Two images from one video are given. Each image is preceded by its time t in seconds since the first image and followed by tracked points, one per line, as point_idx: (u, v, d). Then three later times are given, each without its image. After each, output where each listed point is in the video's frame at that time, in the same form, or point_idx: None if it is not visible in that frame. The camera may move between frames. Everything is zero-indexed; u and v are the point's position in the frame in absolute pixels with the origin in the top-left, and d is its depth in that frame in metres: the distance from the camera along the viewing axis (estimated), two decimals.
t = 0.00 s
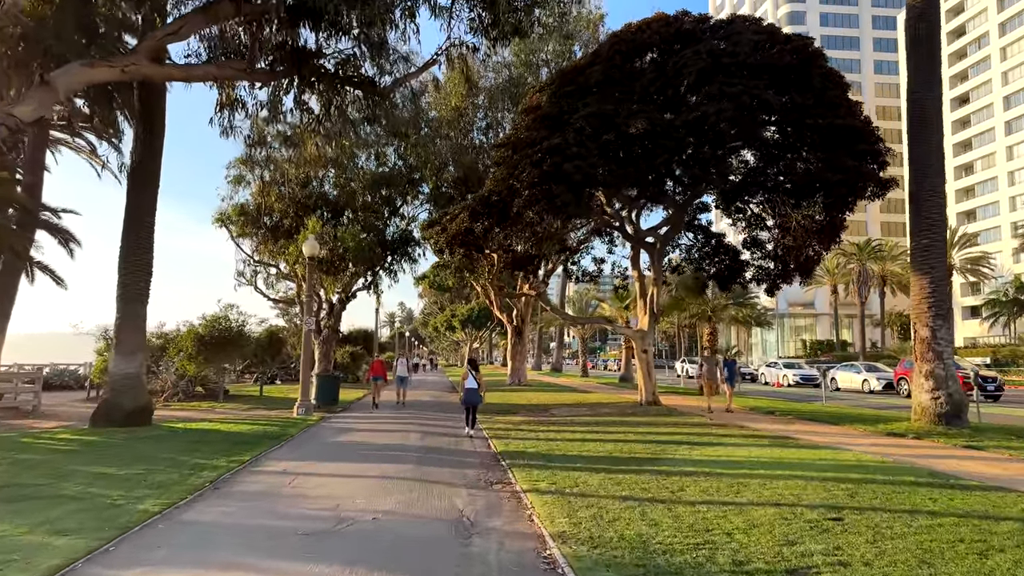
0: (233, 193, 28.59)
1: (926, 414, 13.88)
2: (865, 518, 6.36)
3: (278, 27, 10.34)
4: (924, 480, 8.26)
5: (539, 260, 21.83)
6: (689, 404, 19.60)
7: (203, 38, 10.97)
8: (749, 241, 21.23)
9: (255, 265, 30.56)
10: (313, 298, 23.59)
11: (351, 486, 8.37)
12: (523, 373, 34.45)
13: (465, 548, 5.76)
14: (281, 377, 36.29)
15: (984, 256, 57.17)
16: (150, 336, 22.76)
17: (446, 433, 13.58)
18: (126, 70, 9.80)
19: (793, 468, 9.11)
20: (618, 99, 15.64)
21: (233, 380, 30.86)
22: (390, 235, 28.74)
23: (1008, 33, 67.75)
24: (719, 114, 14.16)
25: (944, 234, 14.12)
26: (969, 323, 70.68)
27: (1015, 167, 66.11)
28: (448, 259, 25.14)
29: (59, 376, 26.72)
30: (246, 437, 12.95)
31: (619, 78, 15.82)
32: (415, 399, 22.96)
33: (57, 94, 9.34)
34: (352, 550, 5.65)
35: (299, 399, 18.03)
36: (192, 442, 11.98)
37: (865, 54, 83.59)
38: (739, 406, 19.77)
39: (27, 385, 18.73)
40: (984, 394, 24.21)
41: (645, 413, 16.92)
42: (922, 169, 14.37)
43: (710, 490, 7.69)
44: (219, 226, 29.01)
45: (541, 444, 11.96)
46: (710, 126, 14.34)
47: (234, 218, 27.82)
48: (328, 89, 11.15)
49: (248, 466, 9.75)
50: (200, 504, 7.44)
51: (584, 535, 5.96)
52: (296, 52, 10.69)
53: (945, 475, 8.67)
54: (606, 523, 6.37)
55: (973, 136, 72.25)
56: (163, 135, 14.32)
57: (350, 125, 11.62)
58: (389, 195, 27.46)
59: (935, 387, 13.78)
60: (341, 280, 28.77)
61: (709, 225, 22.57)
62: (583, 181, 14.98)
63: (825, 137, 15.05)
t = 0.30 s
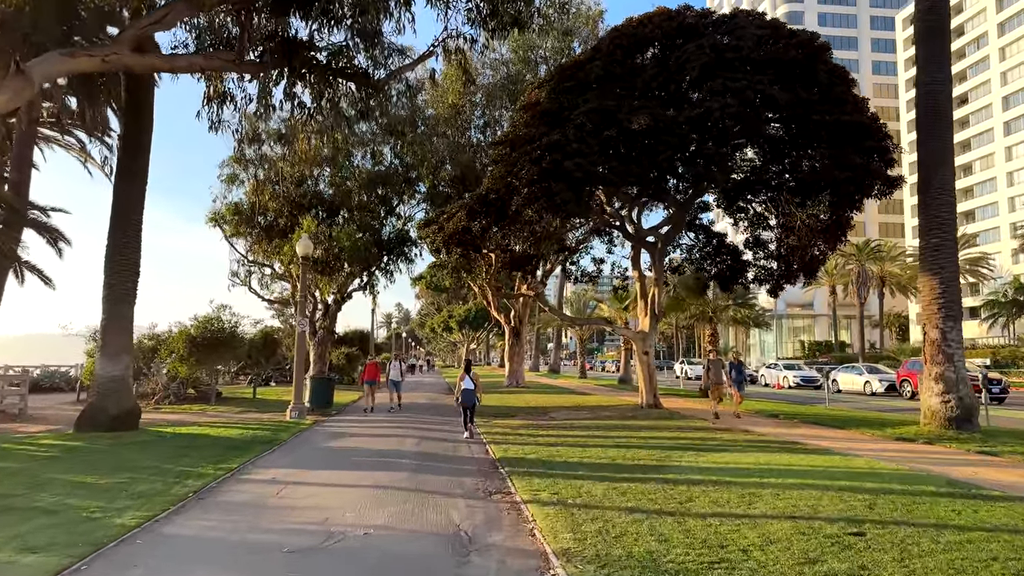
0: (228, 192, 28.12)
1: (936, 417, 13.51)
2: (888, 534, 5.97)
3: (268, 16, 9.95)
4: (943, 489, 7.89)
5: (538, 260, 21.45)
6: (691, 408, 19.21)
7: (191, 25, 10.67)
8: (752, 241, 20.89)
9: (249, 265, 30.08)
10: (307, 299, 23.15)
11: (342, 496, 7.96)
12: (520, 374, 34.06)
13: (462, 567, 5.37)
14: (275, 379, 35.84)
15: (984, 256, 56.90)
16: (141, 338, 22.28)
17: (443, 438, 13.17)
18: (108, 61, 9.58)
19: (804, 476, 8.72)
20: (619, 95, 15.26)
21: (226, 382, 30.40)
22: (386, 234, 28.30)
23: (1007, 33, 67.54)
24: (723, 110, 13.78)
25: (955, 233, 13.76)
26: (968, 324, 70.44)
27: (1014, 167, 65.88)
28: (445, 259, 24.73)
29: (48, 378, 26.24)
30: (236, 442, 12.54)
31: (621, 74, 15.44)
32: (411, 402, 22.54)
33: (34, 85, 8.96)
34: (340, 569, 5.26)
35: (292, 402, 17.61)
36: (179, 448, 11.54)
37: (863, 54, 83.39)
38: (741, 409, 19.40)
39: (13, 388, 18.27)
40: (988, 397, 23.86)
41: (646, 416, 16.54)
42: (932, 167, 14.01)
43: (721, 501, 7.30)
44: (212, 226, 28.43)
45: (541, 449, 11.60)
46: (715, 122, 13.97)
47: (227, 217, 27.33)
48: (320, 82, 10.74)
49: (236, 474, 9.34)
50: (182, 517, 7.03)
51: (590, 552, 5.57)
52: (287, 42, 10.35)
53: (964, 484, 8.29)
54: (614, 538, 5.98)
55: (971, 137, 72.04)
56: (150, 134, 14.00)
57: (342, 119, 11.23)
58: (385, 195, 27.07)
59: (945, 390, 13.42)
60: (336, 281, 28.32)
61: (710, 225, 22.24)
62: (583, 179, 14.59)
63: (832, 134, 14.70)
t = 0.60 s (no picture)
0: (225, 191, 27.74)
1: (950, 421, 13.12)
2: (919, 549, 5.59)
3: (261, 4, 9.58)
4: (969, 499, 7.50)
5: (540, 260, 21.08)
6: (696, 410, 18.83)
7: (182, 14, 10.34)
8: (757, 240, 20.49)
9: (246, 265, 29.68)
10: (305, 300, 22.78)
11: (337, 506, 7.57)
12: (521, 376, 33.70)
13: None
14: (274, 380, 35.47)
15: (986, 257, 56.54)
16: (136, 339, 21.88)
17: (443, 442, 12.78)
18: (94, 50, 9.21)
19: (821, 484, 8.34)
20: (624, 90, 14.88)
21: (224, 384, 30.02)
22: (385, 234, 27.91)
23: (1009, 33, 67.19)
24: (733, 104, 13.37)
25: (970, 231, 13.37)
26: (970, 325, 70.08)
27: (1016, 167, 65.54)
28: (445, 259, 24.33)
29: (42, 380, 25.87)
30: (230, 447, 12.16)
31: (625, 68, 15.07)
32: (411, 404, 22.14)
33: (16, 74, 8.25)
34: None
35: (289, 405, 17.22)
36: (170, 453, 11.16)
37: (864, 54, 83.05)
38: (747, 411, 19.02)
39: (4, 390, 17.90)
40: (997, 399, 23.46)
41: (651, 420, 16.16)
42: (946, 163, 13.62)
43: (737, 513, 6.92)
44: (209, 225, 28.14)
45: (545, 454, 11.22)
46: (724, 116, 13.56)
47: (224, 217, 26.95)
48: (315, 72, 10.38)
49: (228, 481, 8.95)
50: (168, 529, 6.65)
51: (603, 570, 5.18)
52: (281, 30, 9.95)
53: (989, 492, 7.91)
54: (627, 554, 5.58)
55: (973, 137, 71.69)
56: (143, 129, 13.62)
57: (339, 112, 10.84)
58: (384, 194, 26.70)
59: (960, 393, 13.04)
60: (335, 282, 27.93)
61: (715, 223, 21.89)
62: (587, 176, 14.18)
63: (842, 130, 14.30)
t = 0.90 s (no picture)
0: (221, 191, 27.34)
1: (964, 425, 12.74)
2: (951, 565, 5.22)
3: None
4: (996, 508, 7.13)
5: (541, 260, 20.71)
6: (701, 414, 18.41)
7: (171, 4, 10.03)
8: (762, 240, 20.11)
9: (243, 266, 29.26)
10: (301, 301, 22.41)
11: (331, 516, 7.18)
12: (522, 378, 33.30)
13: None
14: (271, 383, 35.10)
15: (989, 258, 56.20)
16: (130, 341, 21.47)
17: (442, 447, 12.39)
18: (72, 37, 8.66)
19: (837, 493, 7.96)
20: (628, 85, 14.49)
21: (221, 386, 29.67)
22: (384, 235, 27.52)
23: (1011, 34, 66.89)
24: (741, 99, 13.22)
25: (985, 230, 13.00)
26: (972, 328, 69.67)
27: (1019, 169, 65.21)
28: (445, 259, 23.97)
29: (35, 382, 25.50)
30: (222, 452, 11.79)
31: (629, 64, 14.69)
32: (410, 407, 21.73)
33: None
34: None
35: (285, 408, 16.85)
36: (159, 459, 10.76)
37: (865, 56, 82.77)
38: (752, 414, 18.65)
39: None
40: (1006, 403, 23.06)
41: (655, 424, 15.79)
42: (960, 160, 13.25)
43: (752, 525, 6.54)
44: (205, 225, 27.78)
45: (548, 460, 10.84)
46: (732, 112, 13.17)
47: (221, 217, 26.54)
48: (309, 63, 10.03)
49: (218, 489, 8.59)
50: (151, 541, 6.29)
51: None
52: (274, 19, 9.62)
53: (1014, 501, 7.55)
54: (640, 570, 5.21)
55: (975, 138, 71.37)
56: (133, 126, 13.25)
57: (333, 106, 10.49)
58: (383, 194, 26.35)
59: (975, 396, 12.67)
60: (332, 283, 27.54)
61: (719, 224, 21.51)
62: (591, 173, 13.75)
63: (854, 127, 13.89)
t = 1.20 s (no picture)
0: (217, 189, 26.95)
1: (977, 428, 12.38)
2: None
3: None
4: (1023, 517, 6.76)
5: (541, 260, 20.33)
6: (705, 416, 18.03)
7: None
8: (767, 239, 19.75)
9: (239, 265, 28.86)
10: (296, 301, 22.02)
11: (321, 526, 6.80)
12: (522, 380, 32.88)
13: None
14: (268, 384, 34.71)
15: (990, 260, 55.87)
16: (123, 342, 21.08)
17: (440, 451, 12.02)
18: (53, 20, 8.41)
19: (853, 500, 7.58)
20: (630, 79, 14.11)
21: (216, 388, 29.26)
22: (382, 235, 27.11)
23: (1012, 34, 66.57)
24: (746, 93, 12.79)
25: (998, 227, 12.65)
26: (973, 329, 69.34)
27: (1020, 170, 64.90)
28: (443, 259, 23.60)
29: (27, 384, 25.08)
30: (212, 456, 11.40)
31: (632, 57, 14.30)
32: (407, 409, 21.33)
33: None
34: None
35: (279, 410, 16.45)
36: (146, 464, 10.39)
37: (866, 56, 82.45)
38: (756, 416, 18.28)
39: None
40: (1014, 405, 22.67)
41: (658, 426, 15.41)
42: (973, 155, 12.90)
43: (768, 536, 6.16)
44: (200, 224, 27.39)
45: (549, 464, 10.48)
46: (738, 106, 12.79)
47: (217, 216, 26.10)
48: (300, 51, 9.70)
49: (204, 496, 8.19)
50: (128, 553, 5.91)
51: None
52: (264, 5, 9.31)
53: None
54: None
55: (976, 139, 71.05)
56: (123, 118, 12.86)
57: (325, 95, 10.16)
58: (381, 193, 25.99)
59: (988, 398, 12.32)
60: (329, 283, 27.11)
61: (722, 223, 21.20)
62: (593, 169, 13.33)
63: (863, 122, 13.52)
